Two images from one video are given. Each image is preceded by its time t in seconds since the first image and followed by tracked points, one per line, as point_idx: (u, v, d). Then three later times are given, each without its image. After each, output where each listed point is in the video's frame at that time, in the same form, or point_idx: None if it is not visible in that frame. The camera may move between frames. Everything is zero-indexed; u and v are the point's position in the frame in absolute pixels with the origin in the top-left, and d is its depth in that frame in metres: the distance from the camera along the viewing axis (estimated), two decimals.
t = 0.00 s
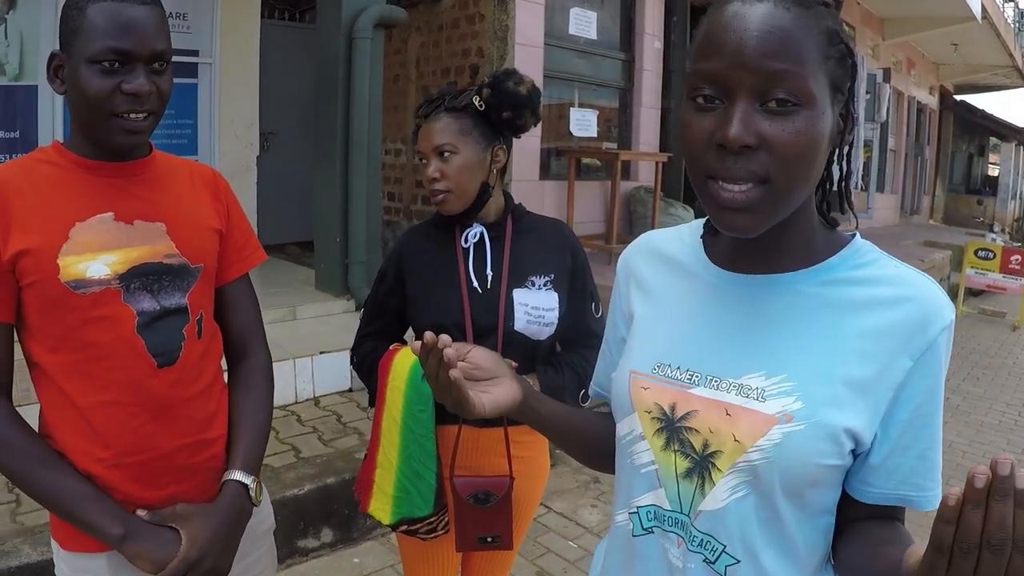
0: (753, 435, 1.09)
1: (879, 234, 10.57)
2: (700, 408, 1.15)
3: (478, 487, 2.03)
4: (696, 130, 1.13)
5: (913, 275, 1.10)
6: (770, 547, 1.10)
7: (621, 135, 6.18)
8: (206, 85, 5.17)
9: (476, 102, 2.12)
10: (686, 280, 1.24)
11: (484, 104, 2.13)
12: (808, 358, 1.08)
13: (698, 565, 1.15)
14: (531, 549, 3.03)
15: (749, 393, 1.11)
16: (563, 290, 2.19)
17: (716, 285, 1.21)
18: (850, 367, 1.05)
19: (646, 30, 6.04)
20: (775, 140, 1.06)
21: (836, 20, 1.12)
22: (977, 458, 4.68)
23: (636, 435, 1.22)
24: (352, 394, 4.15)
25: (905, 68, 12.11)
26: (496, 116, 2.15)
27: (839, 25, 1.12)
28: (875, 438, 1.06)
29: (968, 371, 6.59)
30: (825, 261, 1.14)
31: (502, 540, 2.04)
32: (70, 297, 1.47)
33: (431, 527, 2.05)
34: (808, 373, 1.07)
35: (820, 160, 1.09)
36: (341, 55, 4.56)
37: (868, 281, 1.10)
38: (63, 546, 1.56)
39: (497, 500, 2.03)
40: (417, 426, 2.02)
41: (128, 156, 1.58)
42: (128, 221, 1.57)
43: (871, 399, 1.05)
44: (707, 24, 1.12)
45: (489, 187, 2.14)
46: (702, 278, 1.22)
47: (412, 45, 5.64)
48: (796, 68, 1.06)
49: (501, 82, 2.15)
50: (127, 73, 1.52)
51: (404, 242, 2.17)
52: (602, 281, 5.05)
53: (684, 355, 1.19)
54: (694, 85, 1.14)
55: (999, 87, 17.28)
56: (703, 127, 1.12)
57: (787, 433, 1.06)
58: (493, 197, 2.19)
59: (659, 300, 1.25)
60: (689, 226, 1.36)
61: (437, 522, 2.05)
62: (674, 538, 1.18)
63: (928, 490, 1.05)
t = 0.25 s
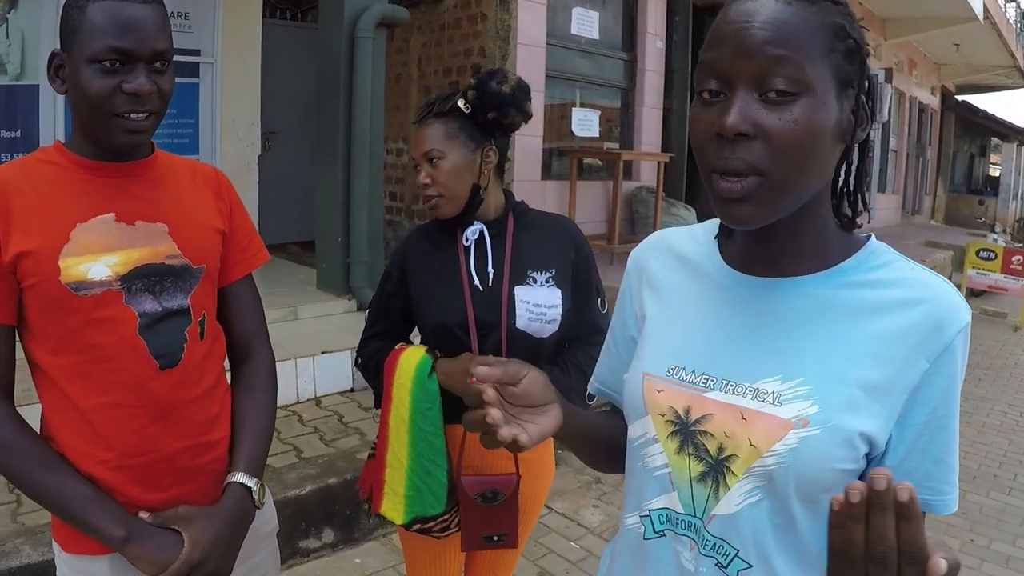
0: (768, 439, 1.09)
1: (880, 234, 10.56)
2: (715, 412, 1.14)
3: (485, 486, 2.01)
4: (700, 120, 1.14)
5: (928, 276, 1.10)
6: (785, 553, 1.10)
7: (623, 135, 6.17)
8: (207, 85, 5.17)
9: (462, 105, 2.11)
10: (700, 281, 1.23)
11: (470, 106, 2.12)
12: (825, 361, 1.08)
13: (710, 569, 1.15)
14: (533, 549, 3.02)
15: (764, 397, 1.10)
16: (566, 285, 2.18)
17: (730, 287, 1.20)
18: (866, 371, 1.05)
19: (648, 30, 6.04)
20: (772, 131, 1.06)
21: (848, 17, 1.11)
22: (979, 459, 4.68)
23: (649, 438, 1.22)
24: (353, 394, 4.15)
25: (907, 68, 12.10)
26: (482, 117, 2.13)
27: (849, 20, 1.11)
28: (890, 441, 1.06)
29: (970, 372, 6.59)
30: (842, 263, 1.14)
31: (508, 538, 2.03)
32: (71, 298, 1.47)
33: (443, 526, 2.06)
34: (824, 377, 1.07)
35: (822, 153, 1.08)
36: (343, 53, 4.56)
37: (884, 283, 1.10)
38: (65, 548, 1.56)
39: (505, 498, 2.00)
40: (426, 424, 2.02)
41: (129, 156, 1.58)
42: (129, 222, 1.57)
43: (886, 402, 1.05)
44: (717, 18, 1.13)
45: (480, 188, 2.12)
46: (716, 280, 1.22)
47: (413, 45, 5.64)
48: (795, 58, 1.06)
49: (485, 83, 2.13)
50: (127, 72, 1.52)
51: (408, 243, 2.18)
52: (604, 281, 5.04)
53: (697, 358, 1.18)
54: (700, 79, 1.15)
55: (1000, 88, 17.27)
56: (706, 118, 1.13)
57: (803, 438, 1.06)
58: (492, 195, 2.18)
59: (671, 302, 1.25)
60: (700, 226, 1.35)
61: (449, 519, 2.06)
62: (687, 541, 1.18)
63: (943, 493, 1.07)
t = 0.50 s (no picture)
0: (779, 438, 1.08)
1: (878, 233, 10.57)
2: (725, 411, 1.14)
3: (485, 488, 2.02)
4: (715, 121, 1.13)
5: (937, 274, 1.10)
6: (795, 554, 1.10)
7: (622, 134, 6.17)
8: (205, 84, 5.16)
9: (454, 105, 2.10)
10: (708, 282, 1.23)
11: (462, 106, 2.11)
12: (834, 361, 1.08)
13: (718, 569, 1.15)
14: (533, 549, 3.02)
15: (775, 397, 1.10)
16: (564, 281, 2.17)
17: (738, 287, 1.20)
18: (876, 369, 1.05)
19: (646, 28, 6.04)
20: (791, 132, 1.06)
21: (859, 20, 1.11)
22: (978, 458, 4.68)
23: (658, 437, 1.21)
24: (352, 394, 4.15)
25: (905, 67, 12.11)
26: (475, 117, 2.12)
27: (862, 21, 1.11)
28: (899, 439, 1.06)
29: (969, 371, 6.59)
30: (851, 262, 1.14)
31: (505, 538, 2.05)
32: (70, 299, 1.47)
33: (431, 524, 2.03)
34: (834, 375, 1.07)
35: (838, 156, 1.08)
36: (341, 52, 4.55)
37: (893, 281, 1.10)
38: (65, 551, 1.56)
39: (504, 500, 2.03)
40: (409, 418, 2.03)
41: (127, 155, 1.57)
42: (127, 223, 1.56)
43: (896, 400, 1.05)
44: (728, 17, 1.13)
45: (474, 189, 2.12)
46: (724, 280, 1.22)
47: (412, 44, 5.64)
48: (814, 60, 1.06)
49: (478, 82, 2.13)
50: (125, 71, 1.51)
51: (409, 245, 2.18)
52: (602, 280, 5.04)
53: (706, 358, 1.18)
54: (715, 79, 1.14)
55: (999, 87, 17.28)
56: (722, 119, 1.12)
57: (813, 436, 1.06)
58: (488, 192, 2.18)
59: (678, 302, 1.24)
60: (708, 226, 1.35)
61: (432, 520, 2.03)
62: (697, 541, 1.18)
63: (953, 493, 1.04)
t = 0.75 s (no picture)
0: (784, 449, 1.08)
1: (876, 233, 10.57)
2: (728, 422, 1.14)
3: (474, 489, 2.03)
4: (719, 109, 1.12)
5: (940, 278, 1.10)
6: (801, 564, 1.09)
7: (620, 134, 6.17)
8: (203, 85, 5.15)
9: (456, 107, 2.10)
10: (710, 288, 1.23)
11: (464, 108, 2.11)
12: (839, 370, 1.08)
13: None
14: (532, 550, 3.02)
15: (778, 407, 1.10)
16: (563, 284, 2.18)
17: (741, 293, 1.20)
18: (881, 378, 1.05)
19: (644, 28, 6.04)
20: (801, 112, 1.06)
21: (854, 14, 1.14)
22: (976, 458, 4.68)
23: (660, 447, 1.21)
24: (351, 395, 4.15)
25: (903, 67, 12.12)
26: (478, 119, 2.12)
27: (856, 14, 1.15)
28: (905, 448, 1.06)
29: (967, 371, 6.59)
30: (854, 267, 1.14)
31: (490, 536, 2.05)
32: (68, 301, 1.46)
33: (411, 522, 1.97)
34: (838, 385, 1.07)
35: (846, 142, 1.08)
36: (339, 53, 4.55)
37: (897, 287, 1.10)
38: (64, 555, 1.56)
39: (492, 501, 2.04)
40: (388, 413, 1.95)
41: (125, 156, 1.57)
42: (126, 224, 1.56)
43: (902, 409, 1.05)
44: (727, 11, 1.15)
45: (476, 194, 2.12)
46: (727, 287, 1.21)
47: (410, 44, 5.64)
48: (817, 40, 1.08)
49: (481, 85, 2.13)
50: (123, 72, 1.51)
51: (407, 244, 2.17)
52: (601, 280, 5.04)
53: (709, 366, 1.17)
54: (717, 67, 1.14)
55: (996, 87, 17.31)
56: (727, 107, 1.11)
57: (819, 448, 1.06)
58: (489, 195, 2.18)
59: (680, 309, 1.24)
60: (706, 227, 1.35)
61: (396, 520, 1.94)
62: (700, 551, 1.17)
63: (962, 497, 1.05)
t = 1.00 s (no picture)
0: (778, 445, 1.09)
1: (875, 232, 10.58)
2: (723, 417, 1.14)
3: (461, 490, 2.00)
4: (710, 128, 1.13)
5: (939, 278, 1.09)
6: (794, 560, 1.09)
7: (619, 133, 6.17)
8: (202, 84, 5.15)
9: (464, 120, 2.06)
10: (707, 285, 1.23)
11: (471, 120, 2.07)
12: (835, 367, 1.08)
13: None
14: (531, 548, 3.02)
15: (773, 403, 1.10)
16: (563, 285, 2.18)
17: (738, 290, 1.19)
18: (877, 376, 1.05)
19: (644, 27, 6.04)
20: (789, 141, 1.06)
21: (860, 17, 1.10)
22: (975, 457, 4.68)
23: (655, 443, 1.21)
24: (349, 394, 4.14)
25: (902, 66, 12.13)
26: (485, 129, 2.10)
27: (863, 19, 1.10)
28: (900, 447, 1.06)
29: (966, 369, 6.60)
30: (853, 265, 1.13)
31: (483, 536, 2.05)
32: (67, 301, 1.46)
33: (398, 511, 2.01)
34: (834, 381, 1.07)
35: (836, 166, 1.08)
36: (338, 51, 4.55)
37: (895, 285, 1.09)
38: (64, 555, 1.55)
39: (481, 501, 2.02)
40: (372, 409, 1.91)
41: (123, 155, 1.57)
42: (124, 223, 1.56)
43: (897, 408, 1.04)
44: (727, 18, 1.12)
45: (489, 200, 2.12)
46: (724, 284, 1.21)
47: (409, 43, 5.64)
48: (813, 67, 1.06)
49: (485, 94, 2.10)
50: (122, 70, 1.51)
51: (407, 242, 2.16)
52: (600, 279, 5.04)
53: (705, 362, 1.18)
54: (709, 83, 1.14)
55: (995, 86, 17.31)
56: (717, 125, 1.12)
57: (812, 443, 1.06)
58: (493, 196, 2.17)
59: (678, 306, 1.24)
60: (706, 226, 1.34)
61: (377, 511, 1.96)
62: (693, 549, 1.18)
63: (952, 498, 1.05)
